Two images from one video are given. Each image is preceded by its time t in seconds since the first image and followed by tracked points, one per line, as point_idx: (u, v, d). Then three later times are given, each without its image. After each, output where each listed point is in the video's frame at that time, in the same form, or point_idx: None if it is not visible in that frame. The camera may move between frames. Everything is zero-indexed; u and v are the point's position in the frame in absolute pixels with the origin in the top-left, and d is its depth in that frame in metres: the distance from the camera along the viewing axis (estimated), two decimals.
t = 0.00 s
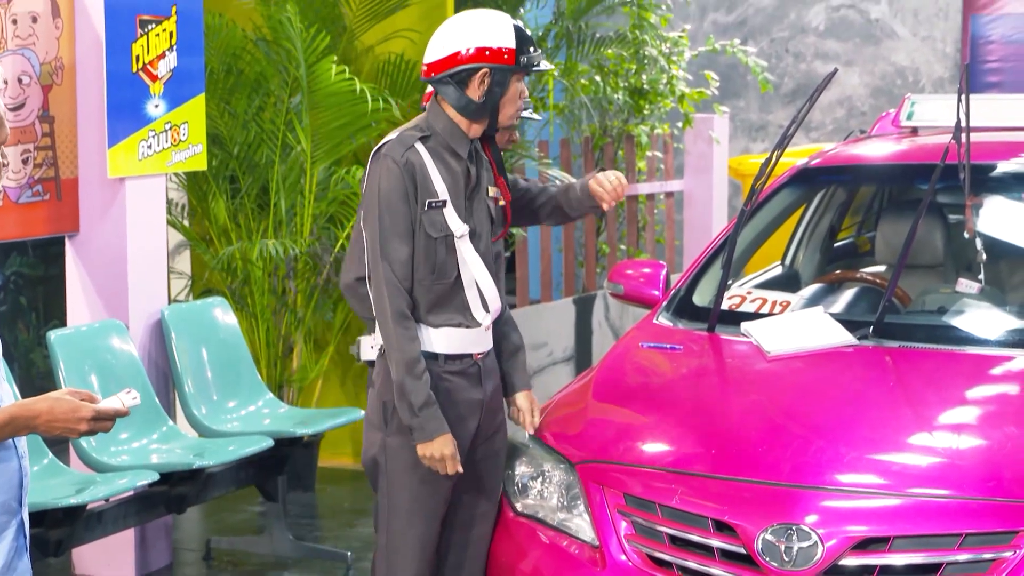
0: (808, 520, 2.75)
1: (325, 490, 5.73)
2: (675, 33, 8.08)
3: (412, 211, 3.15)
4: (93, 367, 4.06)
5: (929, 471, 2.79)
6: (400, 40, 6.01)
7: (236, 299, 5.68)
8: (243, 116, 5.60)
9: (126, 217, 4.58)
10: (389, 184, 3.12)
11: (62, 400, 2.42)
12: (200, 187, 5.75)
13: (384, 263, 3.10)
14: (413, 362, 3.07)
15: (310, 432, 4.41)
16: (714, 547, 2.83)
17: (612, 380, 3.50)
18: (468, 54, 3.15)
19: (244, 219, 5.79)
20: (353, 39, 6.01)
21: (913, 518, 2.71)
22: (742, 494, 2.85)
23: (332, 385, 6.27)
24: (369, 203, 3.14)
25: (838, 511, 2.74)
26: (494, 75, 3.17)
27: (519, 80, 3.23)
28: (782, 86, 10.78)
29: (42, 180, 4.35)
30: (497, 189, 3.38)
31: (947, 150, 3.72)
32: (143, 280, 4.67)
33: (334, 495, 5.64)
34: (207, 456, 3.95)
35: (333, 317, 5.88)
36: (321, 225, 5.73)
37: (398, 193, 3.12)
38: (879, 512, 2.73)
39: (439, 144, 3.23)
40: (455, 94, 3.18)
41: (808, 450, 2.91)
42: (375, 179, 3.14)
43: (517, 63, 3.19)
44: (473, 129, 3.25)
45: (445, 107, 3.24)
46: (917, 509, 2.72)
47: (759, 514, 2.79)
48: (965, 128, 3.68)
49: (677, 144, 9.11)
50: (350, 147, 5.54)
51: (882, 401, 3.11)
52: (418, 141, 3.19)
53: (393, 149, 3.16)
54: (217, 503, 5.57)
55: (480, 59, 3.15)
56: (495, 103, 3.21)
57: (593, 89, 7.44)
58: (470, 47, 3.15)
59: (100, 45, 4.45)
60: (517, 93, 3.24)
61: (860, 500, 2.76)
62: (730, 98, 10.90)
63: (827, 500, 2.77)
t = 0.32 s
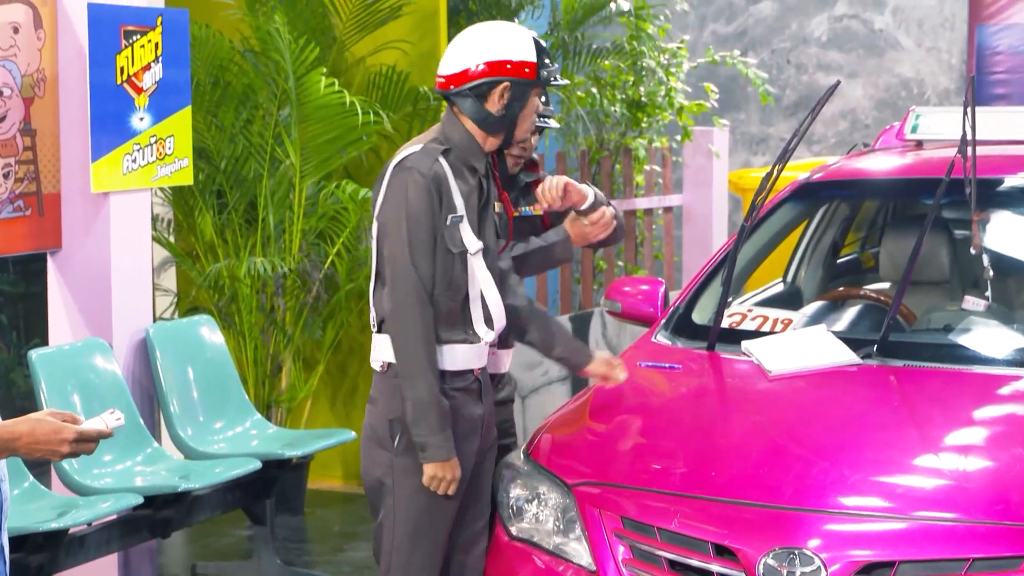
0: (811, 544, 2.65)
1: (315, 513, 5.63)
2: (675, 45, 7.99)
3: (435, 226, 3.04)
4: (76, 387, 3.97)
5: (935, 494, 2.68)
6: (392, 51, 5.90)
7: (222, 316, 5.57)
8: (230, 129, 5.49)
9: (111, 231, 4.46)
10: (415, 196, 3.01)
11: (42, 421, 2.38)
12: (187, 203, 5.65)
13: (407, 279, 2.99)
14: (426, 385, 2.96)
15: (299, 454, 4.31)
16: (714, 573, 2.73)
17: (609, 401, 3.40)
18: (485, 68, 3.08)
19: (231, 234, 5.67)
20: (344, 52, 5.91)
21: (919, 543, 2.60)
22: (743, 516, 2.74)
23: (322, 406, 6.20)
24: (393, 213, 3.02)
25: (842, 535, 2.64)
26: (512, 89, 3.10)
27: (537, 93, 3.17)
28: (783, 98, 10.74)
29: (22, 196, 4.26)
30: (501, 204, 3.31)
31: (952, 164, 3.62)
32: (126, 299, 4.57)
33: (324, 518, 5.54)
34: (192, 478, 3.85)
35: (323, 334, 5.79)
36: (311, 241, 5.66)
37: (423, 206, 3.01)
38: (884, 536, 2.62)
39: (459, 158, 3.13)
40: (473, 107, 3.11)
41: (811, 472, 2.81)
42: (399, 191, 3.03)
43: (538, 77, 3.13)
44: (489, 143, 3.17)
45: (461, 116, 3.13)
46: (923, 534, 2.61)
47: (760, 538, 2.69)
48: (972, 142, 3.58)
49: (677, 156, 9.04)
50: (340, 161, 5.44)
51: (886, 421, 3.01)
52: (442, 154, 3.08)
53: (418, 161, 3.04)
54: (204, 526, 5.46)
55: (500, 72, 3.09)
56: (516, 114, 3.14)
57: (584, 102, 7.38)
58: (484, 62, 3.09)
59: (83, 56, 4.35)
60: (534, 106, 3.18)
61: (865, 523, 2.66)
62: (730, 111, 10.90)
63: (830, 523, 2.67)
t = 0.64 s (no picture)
0: (817, 567, 2.54)
1: (306, 534, 5.55)
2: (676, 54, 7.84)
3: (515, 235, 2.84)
4: (60, 405, 3.89)
5: (944, 515, 2.58)
6: (386, 60, 5.81)
7: (211, 333, 5.51)
8: (220, 139, 5.41)
9: (95, 245, 4.40)
10: (496, 205, 2.81)
11: (23, 438, 2.39)
12: (176, 215, 5.57)
13: (492, 292, 2.76)
14: (550, 390, 2.71)
15: (291, 474, 4.22)
16: None
17: (608, 420, 3.29)
18: (548, 87, 2.92)
19: (221, 249, 5.58)
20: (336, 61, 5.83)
21: (928, 565, 2.50)
22: (747, 537, 2.64)
23: (313, 424, 6.09)
24: (469, 222, 2.81)
25: (848, 557, 2.54)
26: (577, 108, 2.94)
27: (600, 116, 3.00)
28: (788, 108, 10.67)
29: (6, 208, 4.15)
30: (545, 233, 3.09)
31: (962, 175, 3.51)
32: (112, 313, 4.49)
33: (315, 539, 5.47)
34: (180, 499, 3.77)
35: (315, 350, 5.71)
36: (302, 255, 5.48)
37: (506, 216, 2.80)
38: (893, 558, 2.52)
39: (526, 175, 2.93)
40: (540, 125, 2.93)
41: (816, 493, 2.70)
42: (478, 199, 2.83)
43: (603, 96, 2.97)
44: (548, 161, 2.98)
45: (525, 133, 2.95)
46: (933, 555, 2.51)
47: (765, 560, 2.58)
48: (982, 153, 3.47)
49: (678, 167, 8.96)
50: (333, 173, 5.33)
51: (894, 440, 2.90)
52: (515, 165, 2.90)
53: (494, 168, 2.85)
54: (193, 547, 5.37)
55: (564, 89, 2.92)
56: (580, 135, 2.97)
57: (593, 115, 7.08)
58: (546, 80, 2.92)
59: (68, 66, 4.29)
60: (596, 130, 3.01)
61: (873, 545, 2.55)
62: (733, 121, 10.83)
63: (837, 545, 2.57)
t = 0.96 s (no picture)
0: None
1: (296, 551, 5.50)
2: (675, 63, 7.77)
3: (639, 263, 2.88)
4: (44, 420, 3.85)
5: (947, 533, 2.50)
6: (377, 69, 5.75)
7: (200, 347, 5.42)
8: (208, 149, 5.35)
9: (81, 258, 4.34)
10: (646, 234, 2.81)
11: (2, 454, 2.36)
12: (163, 226, 5.48)
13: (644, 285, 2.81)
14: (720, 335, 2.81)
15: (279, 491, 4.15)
16: None
17: (603, 437, 3.21)
18: (637, 126, 2.88)
19: (209, 261, 5.51)
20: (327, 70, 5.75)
21: None
22: (745, 556, 2.56)
23: (303, 438, 6.03)
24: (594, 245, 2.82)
25: None
26: (663, 148, 2.91)
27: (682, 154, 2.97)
28: (788, 117, 10.67)
29: None
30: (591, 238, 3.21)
31: (964, 187, 3.42)
32: (100, 329, 4.43)
33: (306, 556, 5.42)
34: (167, 517, 3.73)
35: (305, 364, 5.64)
36: (292, 267, 5.42)
37: (643, 236, 2.81)
38: None
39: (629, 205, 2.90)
40: (630, 160, 2.91)
41: (816, 510, 2.62)
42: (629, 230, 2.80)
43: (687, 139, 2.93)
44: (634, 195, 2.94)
45: (614, 169, 2.92)
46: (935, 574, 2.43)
47: None
48: (984, 163, 3.39)
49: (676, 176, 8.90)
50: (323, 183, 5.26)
51: (895, 455, 2.81)
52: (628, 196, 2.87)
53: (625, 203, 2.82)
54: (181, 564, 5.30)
55: (651, 129, 2.89)
56: (663, 174, 2.94)
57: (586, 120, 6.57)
58: (631, 120, 2.89)
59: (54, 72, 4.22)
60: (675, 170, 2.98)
61: (875, 565, 2.47)
62: (732, 130, 10.85)
63: (838, 564, 2.49)
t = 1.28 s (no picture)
0: None
1: (287, 568, 5.47)
2: (671, 70, 7.71)
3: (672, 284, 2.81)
4: (30, 433, 3.80)
5: (949, 549, 2.44)
6: (370, 76, 5.69)
7: (189, 358, 5.33)
8: (197, 158, 5.28)
9: (67, 266, 4.28)
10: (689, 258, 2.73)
11: None
12: (151, 236, 5.41)
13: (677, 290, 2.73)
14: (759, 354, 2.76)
15: (270, 506, 4.17)
16: None
17: (599, 452, 3.14)
18: (671, 148, 2.83)
19: (198, 271, 5.45)
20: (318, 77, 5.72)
21: None
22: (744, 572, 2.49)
23: (294, 452, 5.96)
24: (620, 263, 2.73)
25: None
26: (692, 175, 2.88)
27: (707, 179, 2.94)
28: (786, 125, 10.83)
29: None
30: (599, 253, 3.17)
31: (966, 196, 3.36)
32: (89, 340, 4.39)
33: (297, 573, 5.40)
34: (155, 533, 3.75)
35: (296, 375, 5.61)
36: (282, 277, 5.39)
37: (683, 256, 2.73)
38: None
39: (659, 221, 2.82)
40: (660, 181, 2.86)
41: (816, 524, 2.56)
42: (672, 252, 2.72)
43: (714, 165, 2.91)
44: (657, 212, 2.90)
45: (643, 185, 2.86)
46: None
47: None
48: (986, 171, 3.32)
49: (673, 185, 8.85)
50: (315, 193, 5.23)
51: (896, 470, 2.75)
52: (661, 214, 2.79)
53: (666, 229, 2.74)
54: None
55: (684, 152, 2.84)
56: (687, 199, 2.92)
57: (582, 128, 6.54)
58: (666, 141, 2.83)
59: (41, 81, 4.17)
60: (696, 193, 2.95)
61: None
62: (732, 138, 10.90)
63: None
